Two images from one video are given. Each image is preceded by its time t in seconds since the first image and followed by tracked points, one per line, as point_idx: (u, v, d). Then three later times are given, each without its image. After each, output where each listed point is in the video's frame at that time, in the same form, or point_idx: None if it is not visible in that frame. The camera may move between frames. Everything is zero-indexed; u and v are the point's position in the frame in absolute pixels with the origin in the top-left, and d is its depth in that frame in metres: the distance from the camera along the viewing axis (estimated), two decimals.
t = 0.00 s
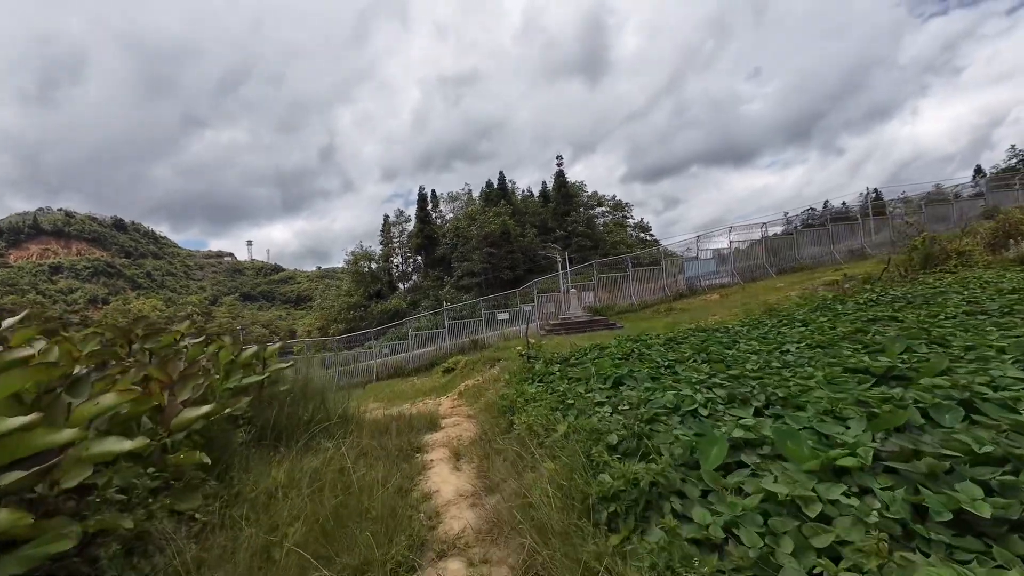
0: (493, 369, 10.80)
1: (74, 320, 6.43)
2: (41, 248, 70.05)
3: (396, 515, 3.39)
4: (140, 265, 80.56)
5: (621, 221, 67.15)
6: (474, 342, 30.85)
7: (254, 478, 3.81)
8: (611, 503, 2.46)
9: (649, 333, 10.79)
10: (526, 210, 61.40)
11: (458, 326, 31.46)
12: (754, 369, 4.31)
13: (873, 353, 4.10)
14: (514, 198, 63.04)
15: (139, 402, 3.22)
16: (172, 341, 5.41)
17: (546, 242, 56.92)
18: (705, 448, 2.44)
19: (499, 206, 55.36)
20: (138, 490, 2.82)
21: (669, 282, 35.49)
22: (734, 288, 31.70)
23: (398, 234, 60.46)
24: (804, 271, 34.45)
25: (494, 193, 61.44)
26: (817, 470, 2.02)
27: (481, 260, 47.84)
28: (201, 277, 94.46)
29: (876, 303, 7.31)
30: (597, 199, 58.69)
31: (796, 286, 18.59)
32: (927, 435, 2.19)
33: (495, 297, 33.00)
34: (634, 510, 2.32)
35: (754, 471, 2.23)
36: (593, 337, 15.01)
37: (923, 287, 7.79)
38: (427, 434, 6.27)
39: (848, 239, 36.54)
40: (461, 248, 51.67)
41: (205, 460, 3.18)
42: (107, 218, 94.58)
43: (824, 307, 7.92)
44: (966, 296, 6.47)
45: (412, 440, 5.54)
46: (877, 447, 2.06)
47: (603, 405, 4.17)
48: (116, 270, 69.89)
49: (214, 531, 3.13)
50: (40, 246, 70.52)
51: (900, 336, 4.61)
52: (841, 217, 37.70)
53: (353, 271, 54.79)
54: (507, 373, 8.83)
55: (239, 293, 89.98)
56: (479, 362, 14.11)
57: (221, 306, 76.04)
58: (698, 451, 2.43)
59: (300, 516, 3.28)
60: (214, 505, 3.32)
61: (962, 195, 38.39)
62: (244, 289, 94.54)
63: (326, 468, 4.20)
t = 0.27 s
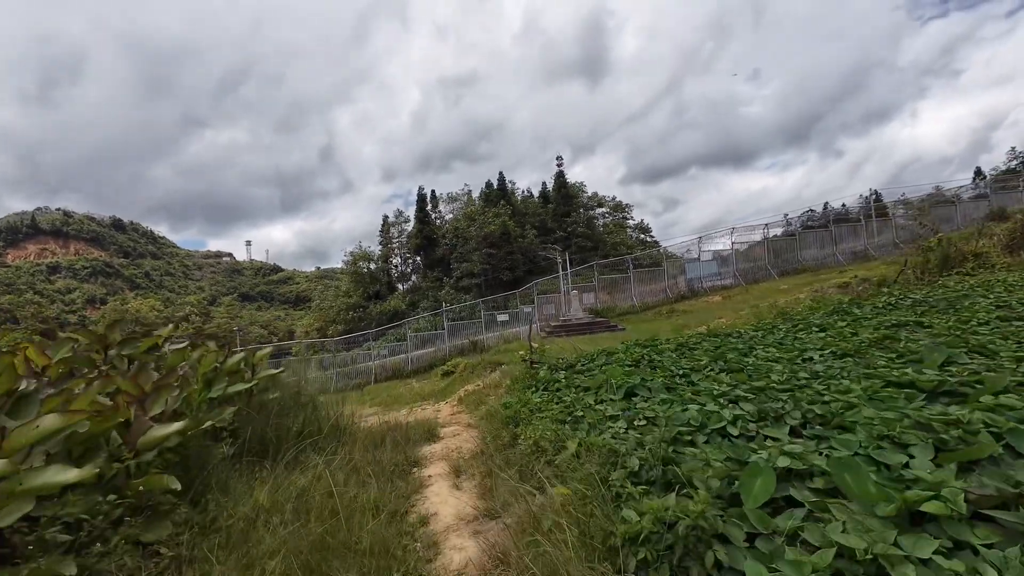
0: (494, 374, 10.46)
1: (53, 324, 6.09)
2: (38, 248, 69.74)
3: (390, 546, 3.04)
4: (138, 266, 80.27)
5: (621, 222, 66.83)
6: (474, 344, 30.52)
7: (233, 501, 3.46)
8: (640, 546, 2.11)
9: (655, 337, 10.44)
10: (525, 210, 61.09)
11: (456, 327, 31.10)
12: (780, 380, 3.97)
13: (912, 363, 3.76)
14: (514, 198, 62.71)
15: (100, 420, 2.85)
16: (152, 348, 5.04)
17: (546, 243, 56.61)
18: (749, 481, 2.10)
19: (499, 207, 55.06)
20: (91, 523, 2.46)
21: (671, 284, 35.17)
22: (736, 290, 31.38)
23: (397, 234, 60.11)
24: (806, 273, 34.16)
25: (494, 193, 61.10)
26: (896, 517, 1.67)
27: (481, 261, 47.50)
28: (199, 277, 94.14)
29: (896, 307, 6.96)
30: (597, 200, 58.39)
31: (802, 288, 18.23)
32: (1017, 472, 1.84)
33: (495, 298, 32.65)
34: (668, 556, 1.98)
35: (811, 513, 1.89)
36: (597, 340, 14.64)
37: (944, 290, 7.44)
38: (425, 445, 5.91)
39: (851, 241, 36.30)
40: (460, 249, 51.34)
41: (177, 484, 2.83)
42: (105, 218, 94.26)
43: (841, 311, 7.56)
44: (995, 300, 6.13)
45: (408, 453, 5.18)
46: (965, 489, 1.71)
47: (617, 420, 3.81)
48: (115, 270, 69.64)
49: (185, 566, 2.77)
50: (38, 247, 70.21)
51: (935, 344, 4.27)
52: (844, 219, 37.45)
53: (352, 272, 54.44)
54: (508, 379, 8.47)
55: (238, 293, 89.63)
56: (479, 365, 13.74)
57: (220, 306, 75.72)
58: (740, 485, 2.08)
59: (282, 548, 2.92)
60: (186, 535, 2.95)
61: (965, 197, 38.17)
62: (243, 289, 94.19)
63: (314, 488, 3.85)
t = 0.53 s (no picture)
0: (495, 374, 10.13)
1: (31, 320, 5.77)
2: (40, 246, 69.74)
3: (381, 569, 2.69)
4: (139, 264, 80.18)
5: (623, 221, 66.39)
6: (474, 343, 30.17)
7: (207, 516, 3.12)
8: None
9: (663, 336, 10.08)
10: (527, 210, 60.73)
11: (457, 327, 30.74)
12: (811, 382, 3.62)
13: (959, 365, 3.40)
14: (515, 197, 62.32)
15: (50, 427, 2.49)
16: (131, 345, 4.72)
17: (548, 242, 56.26)
18: (805, 506, 1.75)
19: (500, 206, 54.71)
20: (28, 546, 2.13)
21: (674, 284, 34.79)
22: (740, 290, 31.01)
23: (398, 233, 59.81)
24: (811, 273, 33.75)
25: (495, 193, 60.74)
26: (1009, 559, 1.32)
27: (482, 260, 47.17)
28: (201, 276, 94.01)
29: (921, 305, 6.59)
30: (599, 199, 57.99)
31: (810, 288, 17.83)
32: None
33: (496, 297, 32.28)
34: None
35: (888, 548, 1.54)
36: (601, 340, 14.26)
37: (971, 287, 7.06)
38: (422, 450, 5.55)
39: (857, 240, 35.89)
40: (461, 248, 51.01)
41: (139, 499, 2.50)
42: (107, 217, 94.20)
43: (861, 309, 7.19)
44: None
45: (403, 459, 4.82)
46: None
47: (633, 426, 3.47)
48: (116, 268, 69.56)
49: None
50: (40, 245, 70.19)
51: (979, 344, 3.91)
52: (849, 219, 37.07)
53: (352, 271, 54.14)
54: (511, 379, 8.11)
55: (239, 293, 89.47)
56: (481, 365, 13.40)
57: (220, 305, 75.55)
58: (796, 510, 1.73)
59: (261, 569, 2.59)
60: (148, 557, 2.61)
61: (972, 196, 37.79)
62: (244, 288, 94.03)
63: (299, 500, 3.51)
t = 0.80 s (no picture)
0: (499, 377, 9.78)
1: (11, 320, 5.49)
2: (45, 244, 70.01)
3: None
4: (143, 263, 80.33)
5: (627, 221, 65.87)
6: (477, 344, 29.84)
7: (177, 546, 2.79)
8: None
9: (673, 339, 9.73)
10: (530, 209, 60.34)
11: (459, 327, 30.39)
12: (854, 396, 3.25)
13: None
14: (518, 197, 61.91)
15: None
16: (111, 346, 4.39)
17: (551, 242, 55.86)
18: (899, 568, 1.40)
19: (503, 205, 54.33)
20: None
21: (679, 284, 34.36)
22: (747, 291, 30.53)
23: (400, 232, 59.55)
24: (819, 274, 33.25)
25: (498, 192, 60.37)
26: None
27: (485, 259, 46.83)
28: (204, 274, 94.07)
29: (953, 308, 6.20)
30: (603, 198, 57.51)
31: (821, 289, 17.38)
32: None
33: (498, 297, 31.91)
34: None
35: None
36: (607, 343, 13.89)
37: (1004, 289, 6.66)
38: (422, 461, 5.21)
39: (865, 241, 35.38)
40: (464, 247, 50.69)
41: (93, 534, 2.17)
42: (111, 215, 94.43)
43: (886, 312, 6.80)
44: None
45: (402, 473, 4.47)
46: None
47: (656, 444, 3.12)
48: (120, 266, 69.69)
49: None
50: (45, 243, 70.45)
51: None
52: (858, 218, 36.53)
53: (355, 270, 53.92)
54: (516, 383, 7.77)
55: (242, 291, 89.47)
56: (484, 366, 13.06)
57: (223, 304, 75.53)
58: None
59: None
60: None
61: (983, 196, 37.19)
62: (247, 287, 94.04)
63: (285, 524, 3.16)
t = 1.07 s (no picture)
0: (504, 377, 9.45)
1: None
2: (51, 241, 70.37)
3: None
4: (148, 259, 80.56)
5: (632, 219, 65.41)
6: (480, 342, 29.58)
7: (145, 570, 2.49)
8: None
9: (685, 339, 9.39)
10: (534, 207, 59.96)
11: (462, 325, 30.13)
12: (907, 403, 2.91)
13: None
14: (522, 194, 61.55)
15: None
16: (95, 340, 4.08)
17: (555, 240, 55.50)
18: None
19: (507, 203, 53.99)
20: None
21: (685, 283, 33.98)
22: (755, 290, 30.14)
23: (403, 230, 59.32)
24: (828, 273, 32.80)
25: (502, 189, 60.03)
26: None
27: (489, 257, 46.54)
28: (208, 271, 94.27)
29: (988, 307, 5.83)
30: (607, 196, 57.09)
31: (833, 288, 17.00)
32: None
33: (502, 295, 31.56)
34: None
35: None
36: (614, 342, 13.55)
37: None
38: (423, 466, 4.89)
39: (875, 240, 34.93)
40: (467, 245, 50.41)
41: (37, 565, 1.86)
42: (116, 212, 94.78)
43: (915, 311, 6.43)
44: None
45: (401, 480, 4.16)
46: None
47: (686, 456, 2.79)
48: (126, 263, 69.92)
49: None
50: (50, 240, 70.76)
51: None
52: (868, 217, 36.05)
53: (358, 267, 53.76)
54: (522, 384, 7.44)
55: (246, 288, 89.57)
56: (488, 365, 12.75)
57: (227, 301, 75.60)
58: None
59: None
60: None
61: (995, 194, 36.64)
62: (251, 284, 94.15)
63: (271, 542, 2.86)
